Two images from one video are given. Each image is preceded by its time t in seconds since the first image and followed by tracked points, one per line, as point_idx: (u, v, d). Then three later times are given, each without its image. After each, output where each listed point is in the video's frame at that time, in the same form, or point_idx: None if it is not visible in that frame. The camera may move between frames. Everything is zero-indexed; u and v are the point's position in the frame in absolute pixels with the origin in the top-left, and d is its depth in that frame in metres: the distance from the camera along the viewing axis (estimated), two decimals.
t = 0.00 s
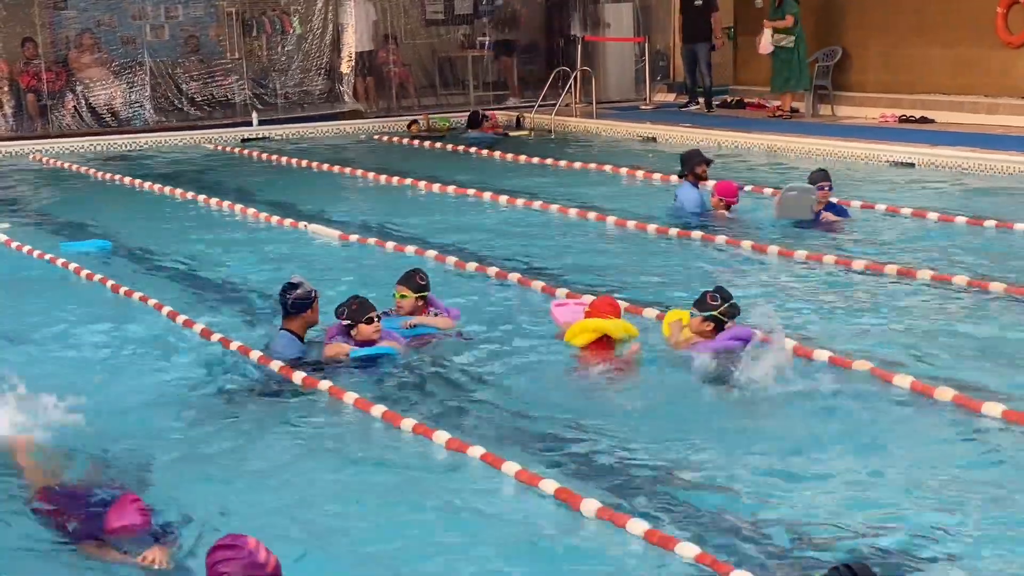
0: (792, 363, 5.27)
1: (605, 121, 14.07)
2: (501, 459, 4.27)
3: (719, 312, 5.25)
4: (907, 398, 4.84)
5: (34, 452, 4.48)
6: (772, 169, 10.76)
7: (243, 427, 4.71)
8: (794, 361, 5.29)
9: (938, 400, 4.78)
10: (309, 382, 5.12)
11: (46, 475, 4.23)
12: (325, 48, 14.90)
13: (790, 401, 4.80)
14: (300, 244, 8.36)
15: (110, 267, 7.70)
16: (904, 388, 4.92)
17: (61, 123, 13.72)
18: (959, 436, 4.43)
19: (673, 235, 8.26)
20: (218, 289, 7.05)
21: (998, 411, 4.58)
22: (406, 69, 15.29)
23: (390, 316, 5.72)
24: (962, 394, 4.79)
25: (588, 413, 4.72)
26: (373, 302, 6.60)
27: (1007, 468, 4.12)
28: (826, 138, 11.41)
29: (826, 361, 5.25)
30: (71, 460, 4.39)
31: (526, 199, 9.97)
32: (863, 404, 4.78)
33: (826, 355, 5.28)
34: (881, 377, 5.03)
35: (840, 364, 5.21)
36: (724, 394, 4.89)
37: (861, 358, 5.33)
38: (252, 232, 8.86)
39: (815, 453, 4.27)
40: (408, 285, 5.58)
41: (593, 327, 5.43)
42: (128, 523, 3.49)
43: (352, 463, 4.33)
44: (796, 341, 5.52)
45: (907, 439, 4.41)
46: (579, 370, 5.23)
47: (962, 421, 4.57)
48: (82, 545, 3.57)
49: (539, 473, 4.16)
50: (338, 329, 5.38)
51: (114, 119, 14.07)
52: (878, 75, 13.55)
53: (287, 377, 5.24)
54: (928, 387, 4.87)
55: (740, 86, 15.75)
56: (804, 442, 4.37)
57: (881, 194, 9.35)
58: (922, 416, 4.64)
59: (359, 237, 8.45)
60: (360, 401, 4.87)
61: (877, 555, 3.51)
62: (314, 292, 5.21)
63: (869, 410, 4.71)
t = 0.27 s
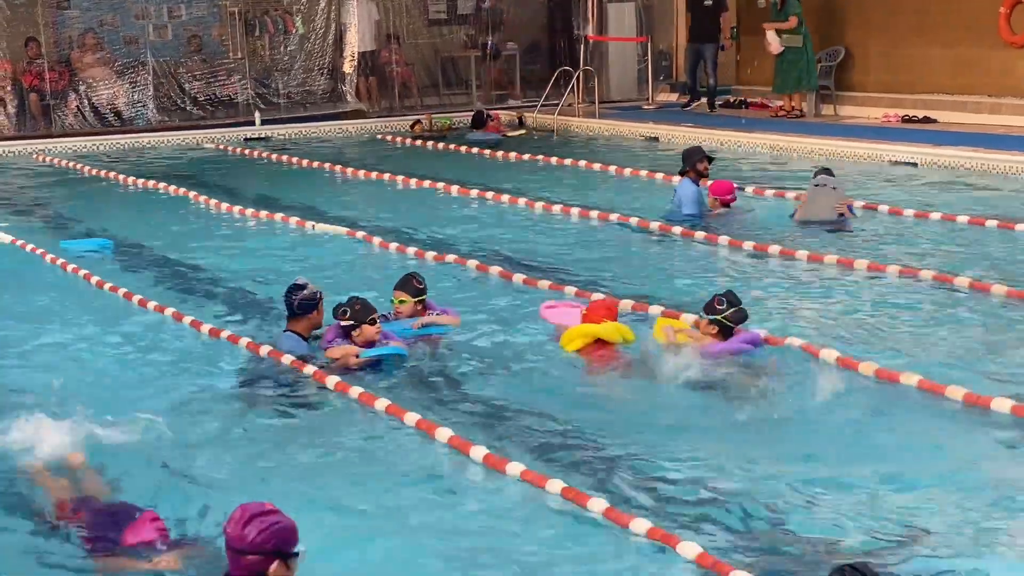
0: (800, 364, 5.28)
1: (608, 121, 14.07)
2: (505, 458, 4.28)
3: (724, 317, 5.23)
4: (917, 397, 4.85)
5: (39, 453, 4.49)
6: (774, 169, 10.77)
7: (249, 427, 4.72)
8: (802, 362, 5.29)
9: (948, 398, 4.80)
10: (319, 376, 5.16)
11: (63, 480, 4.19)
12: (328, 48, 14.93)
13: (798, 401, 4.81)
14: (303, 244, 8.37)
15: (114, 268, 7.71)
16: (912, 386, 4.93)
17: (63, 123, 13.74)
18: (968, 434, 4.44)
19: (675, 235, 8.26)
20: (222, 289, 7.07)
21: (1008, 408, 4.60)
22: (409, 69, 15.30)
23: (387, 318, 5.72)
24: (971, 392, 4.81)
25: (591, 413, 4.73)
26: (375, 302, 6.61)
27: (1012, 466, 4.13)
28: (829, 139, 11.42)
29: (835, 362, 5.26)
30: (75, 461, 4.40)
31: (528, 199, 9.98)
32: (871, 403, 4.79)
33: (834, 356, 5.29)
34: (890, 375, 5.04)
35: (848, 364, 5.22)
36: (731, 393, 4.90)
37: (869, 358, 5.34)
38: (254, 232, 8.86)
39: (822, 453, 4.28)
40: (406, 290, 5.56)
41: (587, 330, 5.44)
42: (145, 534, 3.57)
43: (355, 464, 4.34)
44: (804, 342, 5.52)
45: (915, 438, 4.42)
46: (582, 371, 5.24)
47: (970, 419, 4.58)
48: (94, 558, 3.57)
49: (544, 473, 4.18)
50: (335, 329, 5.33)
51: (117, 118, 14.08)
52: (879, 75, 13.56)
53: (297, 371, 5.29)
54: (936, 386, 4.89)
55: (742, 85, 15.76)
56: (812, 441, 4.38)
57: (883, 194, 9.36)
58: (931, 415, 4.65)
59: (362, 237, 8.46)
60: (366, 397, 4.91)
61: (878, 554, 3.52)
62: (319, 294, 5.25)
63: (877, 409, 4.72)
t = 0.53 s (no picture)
0: (803, 362, 5.29)
1: (610, 121, 14.07)
2: (505, 459, 4.30)
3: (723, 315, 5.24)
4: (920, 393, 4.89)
5: (40, 453, 4.51)
6: (776, 169, 10.77)
7: (250, 427, 4.74)
8: (805, 361, 5.31)
9: (949, 393, 4.84)
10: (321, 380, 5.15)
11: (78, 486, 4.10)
12: (330, 48, 14.94)
13: (799, 400, 4.82)
14: (305, 244, 8.38)
15: (116, 268, 7.72)
16: (915, 382, 4.97)
17: (66, 123, 13.74)
18: (971, 430, 4.47)
19: (677, 235, 8.27)
20: (224, 289, 7.08)
21: (1011, 405, 4.63)
22: (411, 69, 15.29)
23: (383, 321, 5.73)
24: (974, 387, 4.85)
25: (592, 413, 4.75)
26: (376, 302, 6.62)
27: (1013, 463, 4.15)
28: (831, 138, 11.42)
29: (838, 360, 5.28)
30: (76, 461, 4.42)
31: (530, 199, 9.97)
32: (874, 400, 4.82)
33: (839, 355, 5.32)
34: (893, 374, 5.05)
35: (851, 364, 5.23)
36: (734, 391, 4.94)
37: (872, 357, 5.35)
38: (256, 232, 8.86)
39: (825, 449, 4.31)
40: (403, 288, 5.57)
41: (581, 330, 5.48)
42: (170, 550, 3.44)
43: (355, 463, 4.36)
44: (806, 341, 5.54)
45: (917, 436, 4.43)
46: (583, 370, 5.26)
47: (973, 417, 4.60)
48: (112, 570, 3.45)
49: (542, 472, 4.20)
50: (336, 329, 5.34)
51: (119, 118, 14.09)
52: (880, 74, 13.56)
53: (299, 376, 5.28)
54: (939, 381, 4.93)
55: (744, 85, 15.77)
56: (814, 438, 4.41)
57: (885, 194, 9.36)
58: (935, 412, 4.68)
59: (364, 237, 8.47)
60: (372, 399, 4.91)
61: (874, 553, 3.54)
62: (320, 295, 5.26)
63: (881, 406, 4.75)
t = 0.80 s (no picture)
0: (804, 364, 5.30)
1: (612, 121, 14.10)
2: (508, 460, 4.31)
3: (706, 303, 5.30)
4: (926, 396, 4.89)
5: (45, 454, 4.52)
6: (779, 169, 10.79)
7: (253, 428, 4.76)
8: (806, 363, 5.32)
9: (959, 399, 4.83)
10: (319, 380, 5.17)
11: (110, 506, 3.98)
12: (332, 48, 14.97)
13: (801, 402, 4.83)
14: (307, 244, 8.40)
15: (119, 268, 7.74)
16: (923, 388, 4.95)
17: (68, 123, 13.77)
18: (977, 433, 4.48)
19: (678, 235, 8.29)
20: (227, 289, 7.10)
21: (1019, 409, 4.65)
22: (413, 69, 15.33)
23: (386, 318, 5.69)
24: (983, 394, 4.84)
25: (594, 414, 4.77)
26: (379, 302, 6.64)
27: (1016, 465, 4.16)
28: (833, 138, 11.45)
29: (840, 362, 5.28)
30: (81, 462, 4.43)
31: (532, 199, 10.00)
32: (878, 402, 4.83)
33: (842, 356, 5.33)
34: (896, 377, 5.05)
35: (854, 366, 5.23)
36: (737, 393, 4.94)
37: (874, 359, 5.36)
38: (258, 232, 8.88)
39: (828, 452, 4.32)
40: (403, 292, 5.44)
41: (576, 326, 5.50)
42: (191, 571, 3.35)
43: (358, 463, 4.38)
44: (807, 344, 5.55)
45: (919, 438, 4.45)
46: (584, 370, 5.27)
47: (980, 420, 4.61)
48: None
49: (545, 473, 4.21)
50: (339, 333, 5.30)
51: (121, 118, 14.11)
52: (882, 74, 13.58)
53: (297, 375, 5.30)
54: (948, 387, 4.92)
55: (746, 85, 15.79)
56: (817, 441, 4.42)
57: (886, 194, 9.38)
58: (940, 415, 4.69)
59: (367, 237, 8.49)
60: (367, 399, 4.93)
61: (878, 554, 3.56)
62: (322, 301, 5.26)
63: (885, 408, 4.76)
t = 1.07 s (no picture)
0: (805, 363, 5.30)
1: (612, 121, 14.11)
2: (517, 459, 4.31)
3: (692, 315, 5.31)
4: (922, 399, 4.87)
5: (49, 455, 4.52)
6: (779, 170, 10.80)
7: (257, 427, 4.76)
8: (806, 362, 5.32)
9: (954, 401, 4.81)
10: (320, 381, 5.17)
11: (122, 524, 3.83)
12: (333, 48, 14.99)
13: (801, 402, 4.84)
14: (310, 244, 8.40)
15: (121, 268, 7.74)
16: (917, 388, 4.95)
17: (69, 123, 13.78)
18: (977, 435, 4.48)
19: (679, 235, 8.29)
20: (229, 288, 7.10)
21: (1014, 414, 4.59)
22: (414, 69, 15.36)
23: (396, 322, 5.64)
24: (978, 395, 4.82)
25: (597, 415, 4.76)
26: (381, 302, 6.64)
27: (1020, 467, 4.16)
28: (833, 139, 11.45)
29: (839, 362, 5.29)
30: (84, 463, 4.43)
31: (532, 199, 10.01)
32: (878, 404, 4.82)
33: (839, 356, 5.32)
34: (894, 379, 5.04)
35: (851, 365, 5.24)
36: (740, 394, 4.92)
37: (873, 360, 5.36)
38: (260, 232, 8.89)
39: (830, 454, 4.31)
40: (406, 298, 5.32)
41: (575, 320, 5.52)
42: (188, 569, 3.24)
43: (361, 464, 4.37)
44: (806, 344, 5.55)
45: (919, 439, 4.45)
46: (586, 371, 5.26)
47: (975, 422, 4.60)
48: None
49: (548, 472, 4.22)
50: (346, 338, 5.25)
51: (121, 117, 14.11)
52: (883, 75, 13.58)
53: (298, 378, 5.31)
54: (941, 389, 4.91)
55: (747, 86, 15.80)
56: (819, 442, 4.41)
57: (887, 195, 9.39)
58: (938, 417, 4.67)
59: (368, 237, 8.49)
60: (371, 399, 4.94)
61: (881, 554, 3.55)
62: (333, 305, 5.24)
63: (885, 410, 4.75)
